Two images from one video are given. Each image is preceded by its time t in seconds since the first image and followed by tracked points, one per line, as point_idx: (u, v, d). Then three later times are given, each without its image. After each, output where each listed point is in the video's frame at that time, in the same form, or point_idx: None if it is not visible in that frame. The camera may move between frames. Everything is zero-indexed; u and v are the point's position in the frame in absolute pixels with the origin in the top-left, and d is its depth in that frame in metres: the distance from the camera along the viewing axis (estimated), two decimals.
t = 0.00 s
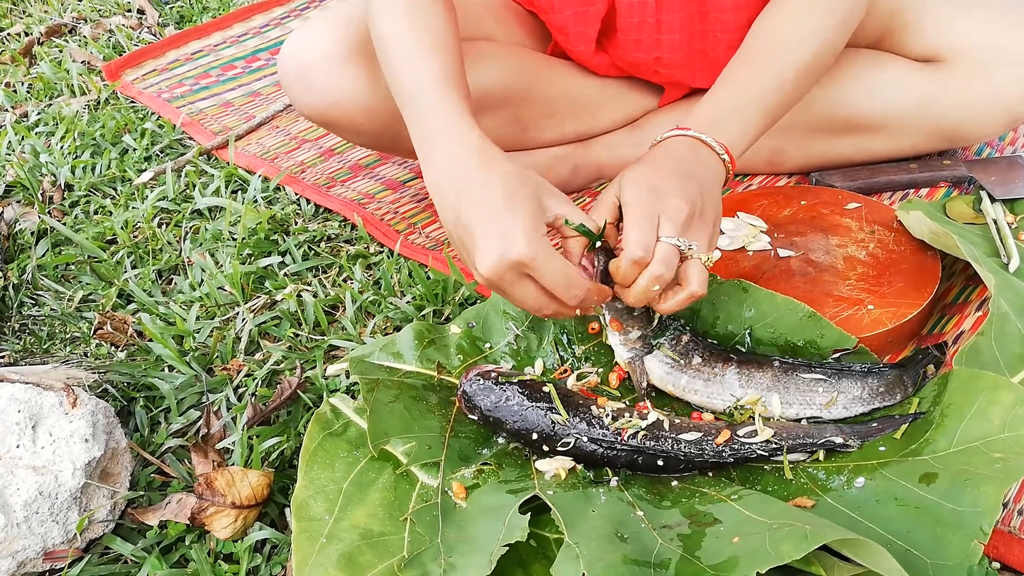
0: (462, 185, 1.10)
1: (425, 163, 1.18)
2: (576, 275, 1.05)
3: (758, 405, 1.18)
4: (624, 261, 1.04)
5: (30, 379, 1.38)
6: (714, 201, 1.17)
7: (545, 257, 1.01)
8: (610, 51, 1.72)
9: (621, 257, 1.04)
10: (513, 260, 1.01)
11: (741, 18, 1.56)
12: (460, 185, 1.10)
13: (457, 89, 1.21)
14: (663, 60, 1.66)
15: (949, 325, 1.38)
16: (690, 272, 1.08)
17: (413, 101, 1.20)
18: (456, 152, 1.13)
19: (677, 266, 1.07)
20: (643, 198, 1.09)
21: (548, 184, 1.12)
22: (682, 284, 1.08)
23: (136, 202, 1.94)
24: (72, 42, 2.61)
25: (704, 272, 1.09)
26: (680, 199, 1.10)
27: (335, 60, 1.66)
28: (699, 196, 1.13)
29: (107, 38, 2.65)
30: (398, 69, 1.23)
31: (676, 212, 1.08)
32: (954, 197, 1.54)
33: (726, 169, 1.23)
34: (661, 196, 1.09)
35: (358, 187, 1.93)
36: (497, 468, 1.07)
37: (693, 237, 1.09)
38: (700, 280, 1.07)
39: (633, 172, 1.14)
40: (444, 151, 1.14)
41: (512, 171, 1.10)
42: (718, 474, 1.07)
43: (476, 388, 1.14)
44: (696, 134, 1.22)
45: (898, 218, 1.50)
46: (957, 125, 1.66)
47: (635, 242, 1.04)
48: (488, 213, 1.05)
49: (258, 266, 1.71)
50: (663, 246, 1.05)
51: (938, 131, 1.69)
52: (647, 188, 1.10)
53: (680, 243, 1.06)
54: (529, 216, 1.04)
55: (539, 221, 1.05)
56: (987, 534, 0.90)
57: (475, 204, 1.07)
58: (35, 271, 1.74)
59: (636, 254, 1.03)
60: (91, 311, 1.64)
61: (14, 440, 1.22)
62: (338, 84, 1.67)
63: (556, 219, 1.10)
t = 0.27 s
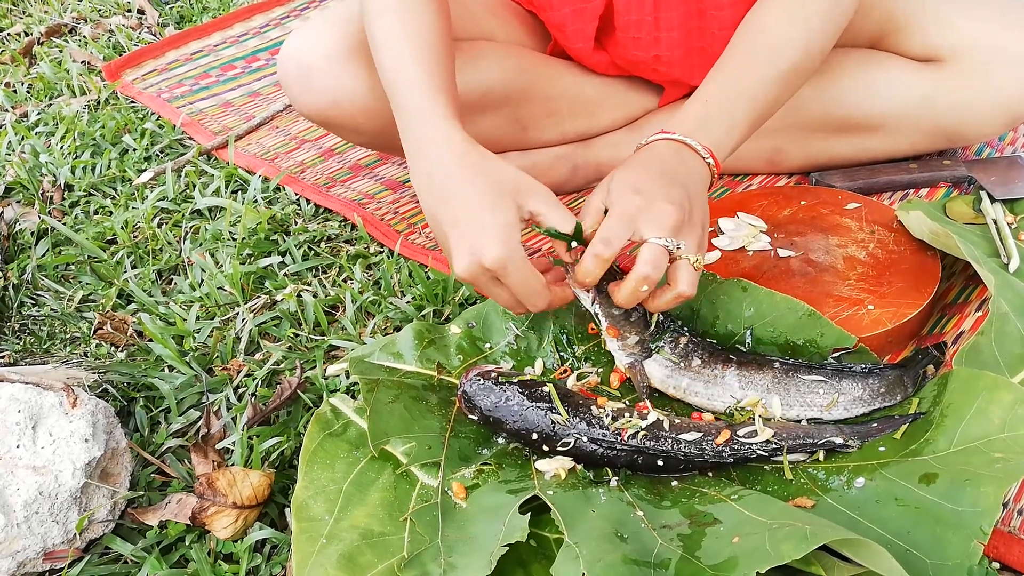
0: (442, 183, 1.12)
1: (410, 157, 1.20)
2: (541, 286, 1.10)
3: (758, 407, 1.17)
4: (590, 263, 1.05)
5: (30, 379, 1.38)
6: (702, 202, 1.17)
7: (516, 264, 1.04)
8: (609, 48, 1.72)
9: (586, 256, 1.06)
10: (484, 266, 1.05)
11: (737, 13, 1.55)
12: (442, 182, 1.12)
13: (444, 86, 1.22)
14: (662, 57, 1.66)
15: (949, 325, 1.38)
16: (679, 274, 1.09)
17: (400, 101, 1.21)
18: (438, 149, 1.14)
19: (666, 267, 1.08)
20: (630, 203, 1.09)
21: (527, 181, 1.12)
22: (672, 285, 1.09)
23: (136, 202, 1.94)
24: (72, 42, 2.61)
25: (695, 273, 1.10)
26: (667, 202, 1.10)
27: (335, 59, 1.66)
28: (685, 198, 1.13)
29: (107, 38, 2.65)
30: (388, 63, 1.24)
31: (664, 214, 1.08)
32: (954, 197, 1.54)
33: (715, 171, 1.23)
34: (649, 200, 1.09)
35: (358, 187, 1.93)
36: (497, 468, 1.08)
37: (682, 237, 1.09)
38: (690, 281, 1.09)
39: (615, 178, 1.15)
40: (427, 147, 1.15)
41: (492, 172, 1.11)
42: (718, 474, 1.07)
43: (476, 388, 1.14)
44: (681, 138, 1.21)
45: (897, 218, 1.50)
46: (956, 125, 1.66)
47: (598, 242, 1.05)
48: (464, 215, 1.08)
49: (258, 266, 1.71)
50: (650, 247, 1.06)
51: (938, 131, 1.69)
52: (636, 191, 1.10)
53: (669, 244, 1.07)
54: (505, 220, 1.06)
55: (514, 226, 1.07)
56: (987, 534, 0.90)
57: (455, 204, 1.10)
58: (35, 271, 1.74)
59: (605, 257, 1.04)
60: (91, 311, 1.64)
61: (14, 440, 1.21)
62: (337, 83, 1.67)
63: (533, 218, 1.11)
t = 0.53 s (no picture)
0: (445, 180, 1.12)
1: (414, 155, 1.20)
2: (556, 278, 1.09)
3: (760, 405, 1.18)
4: (608, 254, 1.06)
5: (30, 379, 1.38)
6: (729, 205, 1.17)
7: (528, 257, 1.04)
8: (609, 49, 1.72)
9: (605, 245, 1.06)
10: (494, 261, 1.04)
11: (741, 13, 1.55)
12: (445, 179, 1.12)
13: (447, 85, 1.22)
14: (662, 58, 1.66)
15: (949, 325, 1.38)
16: (702, 274, 1.08)
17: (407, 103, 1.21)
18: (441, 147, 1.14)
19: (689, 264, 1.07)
20: (657, 199, 1.08)
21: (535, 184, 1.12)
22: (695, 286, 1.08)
23: (136, 202, 1.94)
24: (72, 43, 2.61)
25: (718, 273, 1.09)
26: (696, 198, 1.10)
27: (335, 59, 1.66)
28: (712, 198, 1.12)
29: (107, 38, 2.65)
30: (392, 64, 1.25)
31: (692, 209, 1.08)
32: (954, 197, 1.54)
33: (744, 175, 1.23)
34: (677, 196, 1.09)
35: (358, 187, 1.93)
36: (497, 468, 1.08)
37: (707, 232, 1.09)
38: (713, 282, 1.08)
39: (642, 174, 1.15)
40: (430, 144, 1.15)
41: (501, 172, 1.11)
42: (718, 474, 1.07)
43: (476, 388, 1.14)
44: (709, 136, 1.20)
45: (897, 219, 1.50)
46: (956, 124, 1.66)
47: (615, 233, 1.05)
48: (469, 210, 1.08)
49: (258, 266, 1.71)
50: (674, 241, 1.05)
51: (938, 131, 1.69)
52: (664, 187, 1.10)
53: (693, 238, 1.06)
54: (513, 214, 1.06)
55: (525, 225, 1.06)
56: (987, 534, 0.90)
57: (464, 203, 1.09)
58: (36, 271, 1.74)
59: (620, 248, 1.05)
60: (91, 311, 1.64)
61: (14, 440, 1.22)
62: (337, 84, 1.67)
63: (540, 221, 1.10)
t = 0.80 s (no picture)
0: (467, 176, 1.11)
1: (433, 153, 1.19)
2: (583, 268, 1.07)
3: (764, 397, 1.19)
4: (637, 241, 1.04)
5: (30, 379, 1.38)
6: (753, 206, 1.17)
7: (556, 247, 1.03)
8: (611, 52, 1.72)
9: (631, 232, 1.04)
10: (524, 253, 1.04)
11: (742, 17, 1.56)
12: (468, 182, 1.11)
13: (461, 80, 1.21)
14: (663, 62, 1.67)
15: (949, 325, 1.38)
16: (722, 264, 1.08)
17: (422, 101, 1.20)
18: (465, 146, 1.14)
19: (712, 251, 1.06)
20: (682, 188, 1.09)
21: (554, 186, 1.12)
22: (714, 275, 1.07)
23: (136, 202, 1.94)
24: (72, 43, 2.61)
25: (738, 264, 1.08)
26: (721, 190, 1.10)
27: (335, 60, 1.66)
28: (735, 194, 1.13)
29: (107, 39, 2.66)
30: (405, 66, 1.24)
31: (720, 199, 1.09)
32: (954, 197, 1.54)
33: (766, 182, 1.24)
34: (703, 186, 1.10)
35: (358, 187, 1.93)
36: (497, 468, 1.08)
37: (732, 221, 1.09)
38: (731, 273, 1.08)
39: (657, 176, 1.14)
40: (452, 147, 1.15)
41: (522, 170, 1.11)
42: (718, 474, 1.07)
43: (476, 388, 1.14)
44: (728, 143, 1.21)
45: (897, 219, 1.50)
46: (956, 124, 1.66)
47: (643, 218, 1.04)
48: (495, 207, 1.07)
49: (258, 267, 1.71)
50: (700, 225, 1.05)
51: (937, 131, 1.69)
52: (690, 179, 1.11)
53: (717, 223, 1.06)
54: (537, 208, 1.06)
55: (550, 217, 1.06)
56: (987, 533, 0.90)
57: (486, 197, 1.08)
58: (36, 271, 1.74)
59: (649, 231, 1.03)
60: (92, 312, 1.64)
61: (14, 440, 1.22)
62: (337, 85, 1.67)
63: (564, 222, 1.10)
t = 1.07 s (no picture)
0: (473, 176, 1.11)
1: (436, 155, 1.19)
2: (592, 267, 1.06)
3: (764, 398, 1.19)
4: (644, 243, 1.04)
5: (31, 379, 1.38)
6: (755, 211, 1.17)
7: (565, 247, 1.03)
8: (611, 54, 1.73)
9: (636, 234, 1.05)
10: (535, 253, 1.03)
11: (744, 22, 1.56)
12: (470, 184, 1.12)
13: (464, 82, 1.21)
14: (664, 65, 1.67)
15: (949, 326, 1.38)
16: (722, 264, 1.07)
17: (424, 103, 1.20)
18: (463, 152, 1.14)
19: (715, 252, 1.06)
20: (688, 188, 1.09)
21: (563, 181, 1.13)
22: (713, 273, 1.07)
23: (137, 203, 1.94)
24: (73, 44, 2.61)
25: (739, 265, 1.08)
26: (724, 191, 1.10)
27: (335, 62, 1.66)
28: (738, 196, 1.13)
29: (107, 39, 2.66)
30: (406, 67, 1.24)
31: (724, 199, 1.09)
32: (953, 198, 1.55)
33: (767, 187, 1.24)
34: (711, 185, 1.10)
35: (358, 188, 1.93)
36: (498, 468, 1.08)
37: (737, 221, 1.10)
38: (731, 273, 1.07)
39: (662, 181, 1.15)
40: (451, 150, 1.16)
41: (528, 169, 1.12)
42: (718, 475, 1.07)
43: (476, 388, 1.14)
44: (723, 150, 1.21)
45: (897, 220, 1.50)
46: (956, 125, 1.66)
47: (648, 221, 1.04)
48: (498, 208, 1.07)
49: (259, 267, 1.72)
50: (704, 226, 1.05)
51: (937, 132, 1.69)
52: (695, 179, 1.11)
53: (721, 224, 1.06)
54: (542, 207, 1.06)
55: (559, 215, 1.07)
56: (986, 533, 0.90)
57: (493, 196, 1.08)
58: (36, 272, 1.74)
59: (655, 234, 1.03)
60: (92, 312, 1.64)
61: (14, 440, 1.22)
62: (338, 87, 1.67)
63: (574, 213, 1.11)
